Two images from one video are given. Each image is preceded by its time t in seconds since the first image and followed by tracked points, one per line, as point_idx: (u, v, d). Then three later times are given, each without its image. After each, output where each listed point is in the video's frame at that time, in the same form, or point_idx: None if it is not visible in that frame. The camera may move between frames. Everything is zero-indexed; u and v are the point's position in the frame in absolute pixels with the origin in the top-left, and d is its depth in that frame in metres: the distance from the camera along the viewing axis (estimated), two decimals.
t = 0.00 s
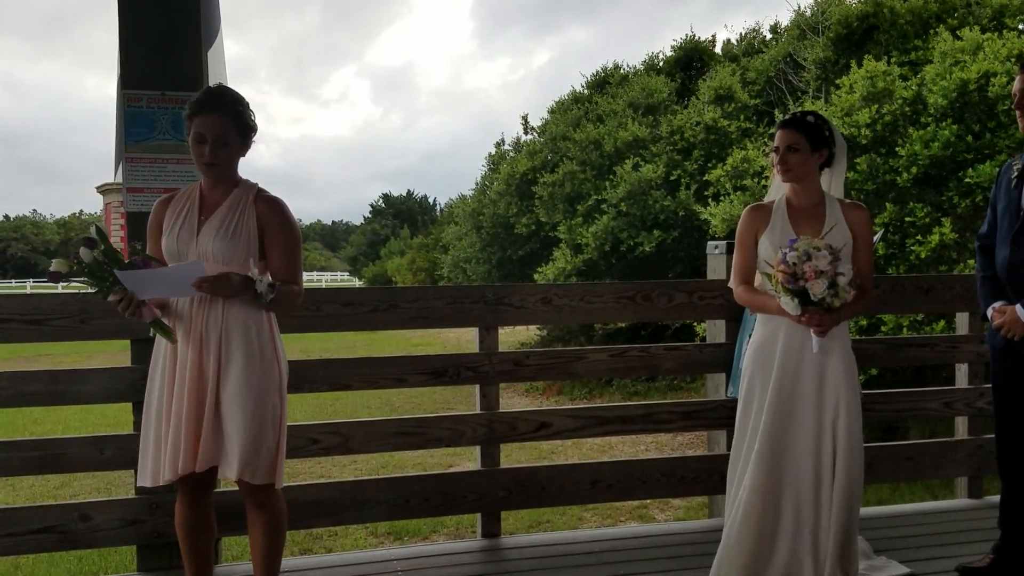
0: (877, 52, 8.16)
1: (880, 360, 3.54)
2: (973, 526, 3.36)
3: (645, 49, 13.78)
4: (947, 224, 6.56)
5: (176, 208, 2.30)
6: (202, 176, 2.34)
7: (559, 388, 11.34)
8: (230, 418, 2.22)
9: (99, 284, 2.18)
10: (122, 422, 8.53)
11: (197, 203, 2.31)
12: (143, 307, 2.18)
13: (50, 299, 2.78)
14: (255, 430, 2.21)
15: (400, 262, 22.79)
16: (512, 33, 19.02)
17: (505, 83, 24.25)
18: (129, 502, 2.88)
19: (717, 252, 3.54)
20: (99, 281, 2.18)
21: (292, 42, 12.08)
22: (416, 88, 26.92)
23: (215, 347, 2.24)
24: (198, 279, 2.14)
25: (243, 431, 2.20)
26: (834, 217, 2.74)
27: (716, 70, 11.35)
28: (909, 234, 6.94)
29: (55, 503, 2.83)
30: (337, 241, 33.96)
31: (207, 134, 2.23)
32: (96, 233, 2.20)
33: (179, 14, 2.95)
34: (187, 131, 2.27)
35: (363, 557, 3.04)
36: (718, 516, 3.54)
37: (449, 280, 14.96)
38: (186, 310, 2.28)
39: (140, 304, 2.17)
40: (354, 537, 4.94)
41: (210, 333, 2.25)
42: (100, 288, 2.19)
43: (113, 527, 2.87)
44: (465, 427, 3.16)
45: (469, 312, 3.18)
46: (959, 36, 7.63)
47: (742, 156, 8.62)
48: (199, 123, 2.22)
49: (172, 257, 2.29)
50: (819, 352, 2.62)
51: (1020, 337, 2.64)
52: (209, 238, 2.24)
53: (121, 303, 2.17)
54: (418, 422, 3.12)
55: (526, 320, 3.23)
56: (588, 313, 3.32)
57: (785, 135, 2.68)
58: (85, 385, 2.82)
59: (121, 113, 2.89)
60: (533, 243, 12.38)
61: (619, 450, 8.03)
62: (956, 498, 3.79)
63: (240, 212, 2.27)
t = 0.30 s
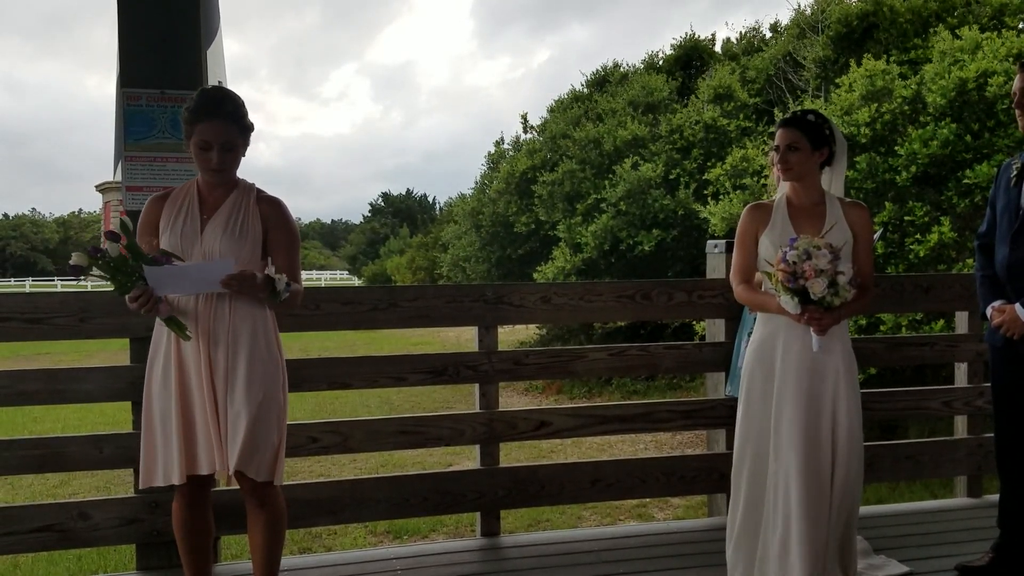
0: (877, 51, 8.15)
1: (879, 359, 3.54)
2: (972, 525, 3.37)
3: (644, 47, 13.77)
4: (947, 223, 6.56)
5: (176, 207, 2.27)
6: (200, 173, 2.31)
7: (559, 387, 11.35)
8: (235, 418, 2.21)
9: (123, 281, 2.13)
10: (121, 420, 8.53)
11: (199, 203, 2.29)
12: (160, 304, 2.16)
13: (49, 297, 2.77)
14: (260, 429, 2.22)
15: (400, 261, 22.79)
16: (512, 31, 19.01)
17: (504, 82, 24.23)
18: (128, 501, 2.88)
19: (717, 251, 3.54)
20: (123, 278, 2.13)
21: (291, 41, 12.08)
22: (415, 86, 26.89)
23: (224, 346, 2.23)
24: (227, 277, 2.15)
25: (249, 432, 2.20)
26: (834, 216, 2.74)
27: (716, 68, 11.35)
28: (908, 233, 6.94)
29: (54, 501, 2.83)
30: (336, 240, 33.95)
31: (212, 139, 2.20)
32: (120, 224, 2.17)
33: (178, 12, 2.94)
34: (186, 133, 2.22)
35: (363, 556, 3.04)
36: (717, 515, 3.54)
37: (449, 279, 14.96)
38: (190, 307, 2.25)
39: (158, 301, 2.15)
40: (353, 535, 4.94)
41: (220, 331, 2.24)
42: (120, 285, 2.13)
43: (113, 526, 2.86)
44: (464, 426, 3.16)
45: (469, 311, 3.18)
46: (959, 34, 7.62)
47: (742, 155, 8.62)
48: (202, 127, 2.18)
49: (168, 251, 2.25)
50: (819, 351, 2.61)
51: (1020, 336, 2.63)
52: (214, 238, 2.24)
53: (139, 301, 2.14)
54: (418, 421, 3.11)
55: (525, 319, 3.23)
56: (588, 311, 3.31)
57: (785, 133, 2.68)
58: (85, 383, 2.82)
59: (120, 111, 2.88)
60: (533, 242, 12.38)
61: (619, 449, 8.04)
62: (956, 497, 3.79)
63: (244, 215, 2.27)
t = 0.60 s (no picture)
0: (878, 49, 8.14)
1: (880, 357, 3.54)
2: (973, 524, 3.37)
3: (645, 46, 13.76)
4: (947, 222, 6.55)
5: (177, 205, 2.25)
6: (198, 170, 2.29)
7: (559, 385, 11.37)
8: (240, 416, 2.21)
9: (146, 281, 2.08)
10: (122, 418, 8.57)
11: (200, 200, 2.27)
12: (175, 303, 2.13)
13: (49, 296, 2.77)
14: (265, 427, 2.23)
15: (401, 260, 22.80)
16: (513, 29, 19.00)
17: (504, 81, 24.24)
18: (129, 500, 2.88)
19: (717, 250, 3.55)
20: (146, 277, 2.08)
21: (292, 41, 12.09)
22: (416, 85, 26.88)
23: (228, 344, 2.23)
24: (247, 276, 2.18)
25: (253, 431, 2.21)
26: (836, 214, 2.73)
27: (717, 67, 11.33)
28: (909, 232, 6.94)
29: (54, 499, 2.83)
30: (336, 239, 33.97)
31: (218, 138, 2.18)
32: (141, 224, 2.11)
33: (179, 11, 2.93)
34: (189, 131, 2.19)
35: (365, 554, 3.04)
36: (718, 513, 3.54)
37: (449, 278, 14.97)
38: (198, 306, 2.24)
39: (174, 301, 2.13)
40: (354, 534, 4.94)
41: (226, 329, 2.23)
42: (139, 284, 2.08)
43: (113, 525, 2.87)
44: (465, 425, 3.16)
45: (469, 309, 3.17)
46: (960, 33, 7.60)
47: (742, 154, 8.62)
48: (208, 126, 2.17)
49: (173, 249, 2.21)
50: (821, 349, 2.60)
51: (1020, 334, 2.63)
52: (219, 237, 2.24)
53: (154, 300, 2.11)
54: (418, 419, 3.11)
55: (526, 318, 3.23)
56: (588, 310, 3.31)
57: (787, 132, 2.68)
58: (85, 382, 2.82)
59: (121, 109, 2.88)
60: (534, 241, 12.38)
61: (619, 448, 8.04)
62: (957, 496, 3.79)
63: (247, 214, 2.28)
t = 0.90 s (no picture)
0: (879, 48, 8.14)
1: (880, 356, 3.54)
2: (973, 522, 3.36)
3: (646, 44, 13.75)
4: (948, 220, 6.55)
5: (180, 203, 2.23)
6: (199, 166, 2.28)
7: (560, 384, 11.39)
8: (246, 413, 2.22)
9: (167, 279, 2.04)
10: (123, 416, 8.59)
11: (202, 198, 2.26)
12: (189, 302, 2.11)
13: (50, 294, 2.77)
14: (271, 424, 2.25)
15: (401, 258, 22.80)
16: (514, 27, 18.99)
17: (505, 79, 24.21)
18: (130, 498, 2.88)
19: (717, 249, 3.55)
20: (168, 276, 2.04)
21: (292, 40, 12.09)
22: (416, 83, 26.85)
23: (233, 343, 2.23)
24: (263, 274, 2.19)
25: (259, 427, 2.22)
26: (836, 213, 2.73)
27: (718, 65, 11.32)
28: (910, 230, 6.94)
29: (55, 498, 2.83)
30: (336, 237, 33.98)
31: (224, 136, 2.18)
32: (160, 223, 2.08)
33: (180, 9, 2.93)
34: (193, 129, 2.18)
35: (365, 553, 3.04)
36: (719, 512, 3.54)
37: (449, 276, 14.97)
38: (204, 305, 2.23)
39: (188, 300, 2.10)
40: (354, 532, 4.94)
41: (231, 328, 2.23)
42: (159, 283, 2.05)
43: (114, 523, 2.87)
44: (466, 423, 3.17)
45: (470, 308, 3.17)
46: (961, 31, 7.59)
47: (743, 152, 8.61)
48: (214, 124, 2.16)
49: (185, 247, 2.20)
50: (821, 348, 2.60)
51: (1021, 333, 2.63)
52: (223, 234, 2.23)
53: (169, 299, 2.07)
54: (419, 418, 3.11)
55: (526, 317, 3.23)
56: (589, 308, 3.31)
57: (787, 130, 2.67)
58: (85, 380, 2.82)
59: (121, 108, 2.89)
60: (534, 239, 12.37)
61: (620, 446, 8.06)
62: (958, 495, 3.79)
63: (251, 212, 2.28)
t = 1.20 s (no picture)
0: (881, 45, 8.12)
1: (882, 354, 3.53)
2: (975, 521, 3.36)
3: (647, 42, 13.72)
4: (949, 217, 6.54)
5: (184, 201, 2.21)
6: (203, 163, 2.26)
7: (560, 382, 11.40)
8: (253, 412, 2.21)
9: (187, 277, 2.02)
10: (123, 414, 8.61)
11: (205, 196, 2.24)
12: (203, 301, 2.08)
13: (50, 293, 2.76)
14: (279, 421, 2.25)
15: (401, 256, 22.79)
16: (514, 25, 18.97)
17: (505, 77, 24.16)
18: (130, 497, 2.88)
19: (718, 246, 3.55)
20: (187, 274, 2.01)
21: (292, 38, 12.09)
22: (416, 81, 26.82)
23: (240, 340, 2.21)
24: (277, 273, 2.21)
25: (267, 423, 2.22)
26: (838, 211, 2.72)
27: (719, 63, 11.30)
28: (910, 228, 6.94)
29: (55, 497, 2.82)
30: (337, 235, 34.01)
31: (230, 134, 2.17)
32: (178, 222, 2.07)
33: (180, 8, 2.93)
34: (198, 128, 2.17)
35: (365, 552, 3.03)
36: (720, 510, 3.53)
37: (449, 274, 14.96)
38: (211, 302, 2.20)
39: (202, 299, 2.08)
40: (355, 531, 4.94)
41: (238, 326, 2.22)
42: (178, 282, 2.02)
43: (114, 522, 2.86)
44: (466, 422, 3.16)
45: (470, 306, 3.16)
46: (962, 28, 7.57)
47: (744, 150, 8.60)
48: (221, 121, 2.15)
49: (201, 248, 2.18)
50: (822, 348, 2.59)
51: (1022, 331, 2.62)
52: (229, 234, 2.23)
53: (185, 298, 2.04)
54: (419, 416, 3.11)
55: (527, 315, 3.22)
56: (590, 306, 3.30)
57: (789, 128, 2.66)
58: (86, 379, 2.81)
59: (121, 106, 2.87)
60: (535, 237, 12.36)
61: (621, 444, 8.06)
62: (959, 493, 3.78)
63: (254, 211, 2.28)
